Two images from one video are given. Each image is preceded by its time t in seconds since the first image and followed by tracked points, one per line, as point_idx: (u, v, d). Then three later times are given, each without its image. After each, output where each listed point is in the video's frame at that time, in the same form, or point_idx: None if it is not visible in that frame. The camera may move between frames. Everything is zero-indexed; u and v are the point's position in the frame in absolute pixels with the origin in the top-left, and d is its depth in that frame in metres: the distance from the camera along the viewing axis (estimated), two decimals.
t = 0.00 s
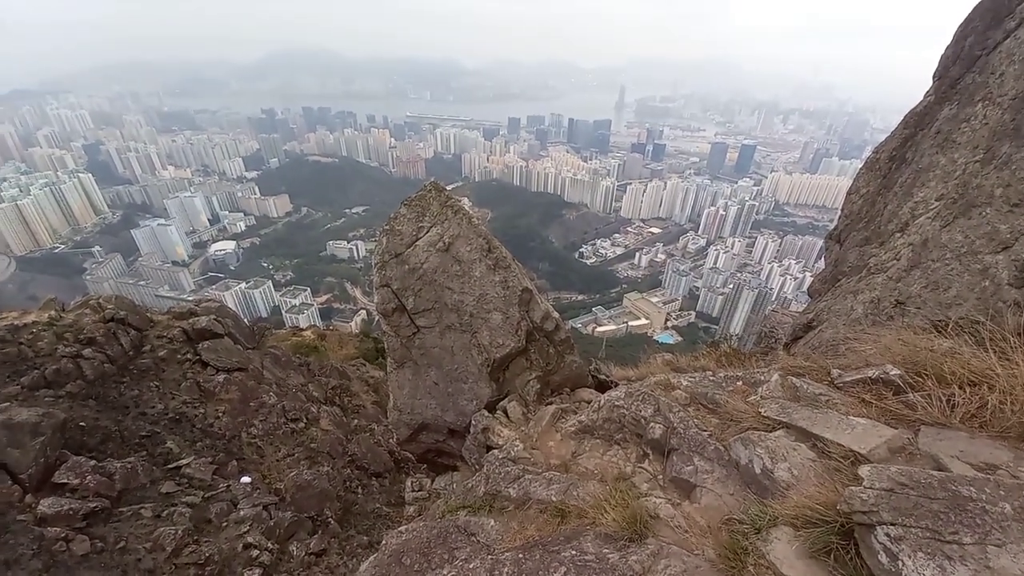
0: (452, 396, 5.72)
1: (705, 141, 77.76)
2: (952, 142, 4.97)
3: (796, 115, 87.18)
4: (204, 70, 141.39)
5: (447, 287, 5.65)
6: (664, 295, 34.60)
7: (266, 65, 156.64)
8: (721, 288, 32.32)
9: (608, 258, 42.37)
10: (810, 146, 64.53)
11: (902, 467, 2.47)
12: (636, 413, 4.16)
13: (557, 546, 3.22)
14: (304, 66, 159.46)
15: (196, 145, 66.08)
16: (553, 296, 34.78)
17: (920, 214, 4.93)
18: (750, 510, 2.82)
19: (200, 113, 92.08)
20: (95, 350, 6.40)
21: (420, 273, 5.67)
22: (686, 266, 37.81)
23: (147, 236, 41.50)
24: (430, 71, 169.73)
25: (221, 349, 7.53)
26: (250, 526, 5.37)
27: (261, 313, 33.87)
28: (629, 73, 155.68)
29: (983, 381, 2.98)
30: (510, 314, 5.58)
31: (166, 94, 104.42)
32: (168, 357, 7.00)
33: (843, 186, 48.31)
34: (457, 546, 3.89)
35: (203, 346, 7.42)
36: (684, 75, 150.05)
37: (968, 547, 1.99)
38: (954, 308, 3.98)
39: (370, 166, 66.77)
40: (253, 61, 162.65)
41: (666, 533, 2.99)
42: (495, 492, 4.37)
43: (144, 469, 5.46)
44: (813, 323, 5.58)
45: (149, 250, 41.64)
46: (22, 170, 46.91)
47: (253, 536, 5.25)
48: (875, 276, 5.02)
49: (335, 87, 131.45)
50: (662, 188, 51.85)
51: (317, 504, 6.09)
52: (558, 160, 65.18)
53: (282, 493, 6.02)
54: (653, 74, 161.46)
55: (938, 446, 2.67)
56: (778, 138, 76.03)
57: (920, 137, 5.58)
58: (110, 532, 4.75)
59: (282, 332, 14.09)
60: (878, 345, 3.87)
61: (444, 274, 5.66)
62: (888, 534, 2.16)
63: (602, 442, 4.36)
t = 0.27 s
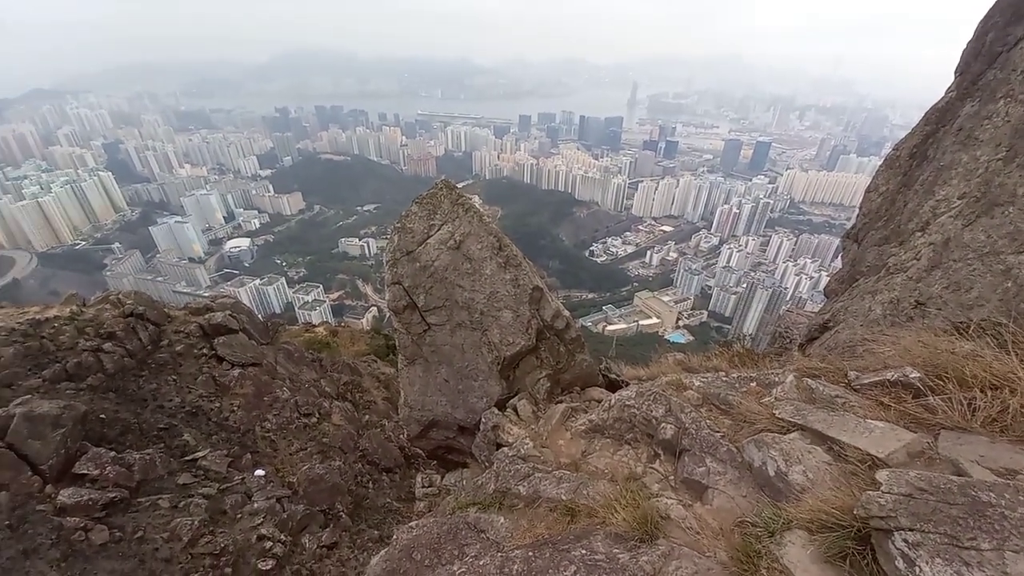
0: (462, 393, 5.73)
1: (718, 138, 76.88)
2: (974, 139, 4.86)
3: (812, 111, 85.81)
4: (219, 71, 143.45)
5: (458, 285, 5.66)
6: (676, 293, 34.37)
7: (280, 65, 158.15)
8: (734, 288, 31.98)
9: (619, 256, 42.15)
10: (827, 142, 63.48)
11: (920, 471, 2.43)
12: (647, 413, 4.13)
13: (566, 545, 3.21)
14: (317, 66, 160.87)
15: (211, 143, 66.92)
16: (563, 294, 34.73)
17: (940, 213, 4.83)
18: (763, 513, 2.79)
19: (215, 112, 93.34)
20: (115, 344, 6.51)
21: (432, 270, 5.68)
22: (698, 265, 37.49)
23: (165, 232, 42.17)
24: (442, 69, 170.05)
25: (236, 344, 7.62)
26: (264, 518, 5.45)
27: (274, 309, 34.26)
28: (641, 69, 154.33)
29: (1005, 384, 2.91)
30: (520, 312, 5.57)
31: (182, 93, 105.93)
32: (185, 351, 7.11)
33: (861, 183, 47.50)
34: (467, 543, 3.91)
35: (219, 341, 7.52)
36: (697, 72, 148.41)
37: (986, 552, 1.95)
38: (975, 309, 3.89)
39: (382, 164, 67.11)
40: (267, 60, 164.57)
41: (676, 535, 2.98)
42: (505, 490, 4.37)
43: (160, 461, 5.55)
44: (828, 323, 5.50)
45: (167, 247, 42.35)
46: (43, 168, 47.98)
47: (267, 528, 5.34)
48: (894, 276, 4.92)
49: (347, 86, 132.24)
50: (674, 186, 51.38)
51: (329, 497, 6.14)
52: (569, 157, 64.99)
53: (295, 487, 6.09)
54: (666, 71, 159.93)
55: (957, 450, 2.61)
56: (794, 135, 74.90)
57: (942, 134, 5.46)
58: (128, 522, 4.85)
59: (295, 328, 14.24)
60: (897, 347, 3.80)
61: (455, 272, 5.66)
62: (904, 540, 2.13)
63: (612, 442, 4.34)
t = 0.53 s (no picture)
0: (477, 389, 5.73)
1: (741, 135, 75.47)
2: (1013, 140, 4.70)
3: (840, 108, 83.58)
4: (244, 68, 146.13)
5: (475, 281, 5.66)
6: (694, 293, 34.02)
7: (302, 62, 160.27)
8: (754, 289, 31.49)
9: (636, 255, 41.78)
10: (856, 140, 61.77)
11: (950, 482, 2.34)
12: (664, 414, 4.09)
13: (580, 544, 3.19)
14: (338, 63, 162.61)
15: (234, 139, 68.17)
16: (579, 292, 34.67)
17: (976, 215, 4.68)
18: (782, 520, 2.73)
19: (240, 108, 95.14)
20: (144, 333, 6.67)
21: (449, 267, 5.70)
22: (718, 265, 37.01)
23: (190, 226, 43.18)
24: (461, 65, 170.22)
25: (257, 335, 7.76)
26: (282, 505, 5.57)
27: (294, 302, 34.85)
28: (663, 65, 152.11)
29: None
30: (536, 310, 5.55)
31: (207, 90, 108.16)
32: (208, 341, 7.27)
33: (892, 183, 46.08)
34: (480, 537, 3.92)
35: (241, 332, 7.67)
36: (721, 67, 145.74)
37: (1012, 565, 1.90)
38: (1011, 314, 3.75)
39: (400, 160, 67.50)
40: (290, 58, 167.12)
41: (692, 538, 2.93)
42: (518, 486, 4.37)
43: (183, 448, 5.69)
44: (853, 327, 5.36)
45: (192, 240, 43.40)
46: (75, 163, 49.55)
47: (284, 515, 5.45)
48: (925, 280, 4.77)
49: (367, 83, 133.34)
50: (694, 184, 50.62)
51: (344, 488, 6.22)
52: (587, 154, 64.58)
53: (312, 476, 6.19)
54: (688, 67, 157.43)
55: (988, 461, 2.53)
56: (820, 132, 73.05)
57: (979, 133, 5.29)
58: (152, 506, 4.99)
59: (314, 321, 14.47)
60: (926, 353, 3.69)
61: (472, 268, 5.67)
62: (929, 552, 2.07)
63: (628, 442, 4.30)
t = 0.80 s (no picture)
0: (492, 386, 5.73)
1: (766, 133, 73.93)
2: None
3: (872, 105, 81.09)
4: (270, 66, 148.96)
5: (492, 279, 5.65)
6: (714, 295, 33.58)
7: (325, 60, 162.60)
8: (777, 291, 30.86)
9: (655, 254, 41.31)
10: (887, 138, 59.87)
11: (981, 494, 2.27)
12: (682, 417, 4.02)
13: (594, 545, 3.16)
14: (361, 61, 164.35)
15: (259, 136, 69.45)
16: (596, 291, 34.51)
17: (1016, 219, 4.51)
18: (804, 529, 2.67)
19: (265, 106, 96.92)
20: (171, 323, 6.91)
21: (466, 264, 5.72)
22: (739, 266, 36.43)
23: (217, 221, 44.17)
24: (482, 63, 170.31)
25: (279, 328, 7.88)
26: (300, 495, 5.67)
27: (314, 297, 35.42)
28: (686, 61, 149.56)
29: None
30: (554, 309, 5.52)
31: (234, 88, 110.56)
32: (231, 332, 7.44)
33: (926, 184, 44.55)
34: (494, 534, 3.93)
35: (263, 324, 7.80)
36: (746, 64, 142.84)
37: None
38: None
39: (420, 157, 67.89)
40: (315, 56, 169.61)
41: (710, 544, 2.88)
42: (532, 485, 4.36)
43: (206, 436, 5.85)
44: (882, 332, 5.19)
45: (218, 234, 44.40)
46: (108, 158, 51.14)
47: (302, 505, 5.55)
48: (959, 285, 4.61)
49: (388, 81, 134.52)
50: (716, 183, 49.75)
51: (360, 480, 6.29)
52: (606, 152, 64.08)
53: (329, 467, 6.28)
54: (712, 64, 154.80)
55: None
56: (850, 130, 71.06)
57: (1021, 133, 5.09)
58: (174, 492, 5.15)
59: (333, 315, 14.65)
60: (960, 361, 3.56)
61: (489, 266, 5.67)
62: (958, 566, 2.01)
63: (644, 444, 4.25)
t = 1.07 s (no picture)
0: (505, 387, 5.71)
1: (789, 135, 72.63)
2: None
3: (900, 108, 79.09)
4: (293, 67, 151.57)
5: (508, 280, 5.65)
6: (732, 300, 33.14)
7: (346, 61, 164.75)
8: (798, 297, 30.29)
9: (671, 258, 40.92)
10: (917, 141, 58.30)
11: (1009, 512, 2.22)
12: (698, 423, 3.96)
13: (607, 550, 3.13)
14: (381, 62, 166.02)
15: (280, 137, 70.63)
16: (611, 294, 34.30)
17: None
18: (825, 542, 2.61)
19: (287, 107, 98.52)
20: (193, 318, 7.08)
21: (482, 264, 5.72)
22: (759, 270, 35.89)
23: (240, 219, 45.02)
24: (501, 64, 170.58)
25: (296, 324, 7.99)
26: (314, 489, 5.72)
27: (331, 295, 35.84)
28: (707, 62, 147.85)
29: None
30: (568, 311, 5.49)
31: (257, 89, 112.66)
32: (251, 328, 7.56)
33: (958, 190, 43.21)
34: (505, 535, 3.91)
35: (282, 321, 7.91)
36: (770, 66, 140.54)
37: None
38: None
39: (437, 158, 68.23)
40: (336, 57, 172.01)
41: (725, 554, 2.83)
42: (544, 487, 4.33)
43: (225, 429, 5.97)
44: (909, 342, 5.03)
45: (240, 232, 45.26)
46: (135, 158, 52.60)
47: (316, 499, 5.61)
48: (992, 295, 4.46)
49: (407, 82, 135.60)
50: (735, 186, 48.79)
51: (373, 476, 6.32)
52: (624, 154, 63.67)
53: (343, 462, 6.33)
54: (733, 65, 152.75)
55: None
56: (877, 133, 69.39)
57: None
58: (194, 483, 5.29)
59: (349, 313, 14.77)
60: (992, 374, 3.45)
61: (505, 267, 5.66)
62: None
63: (659, 450, 4.19)
